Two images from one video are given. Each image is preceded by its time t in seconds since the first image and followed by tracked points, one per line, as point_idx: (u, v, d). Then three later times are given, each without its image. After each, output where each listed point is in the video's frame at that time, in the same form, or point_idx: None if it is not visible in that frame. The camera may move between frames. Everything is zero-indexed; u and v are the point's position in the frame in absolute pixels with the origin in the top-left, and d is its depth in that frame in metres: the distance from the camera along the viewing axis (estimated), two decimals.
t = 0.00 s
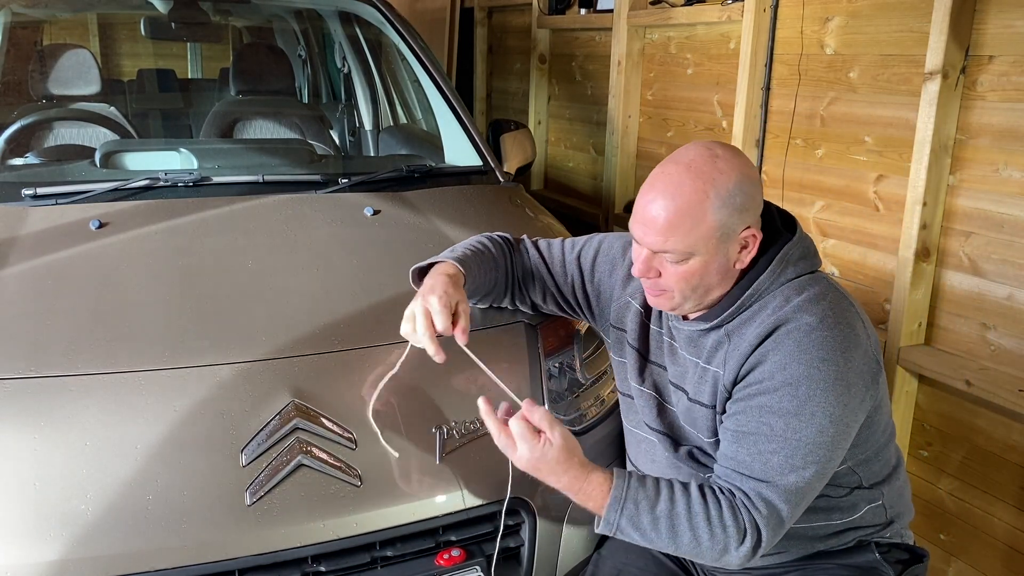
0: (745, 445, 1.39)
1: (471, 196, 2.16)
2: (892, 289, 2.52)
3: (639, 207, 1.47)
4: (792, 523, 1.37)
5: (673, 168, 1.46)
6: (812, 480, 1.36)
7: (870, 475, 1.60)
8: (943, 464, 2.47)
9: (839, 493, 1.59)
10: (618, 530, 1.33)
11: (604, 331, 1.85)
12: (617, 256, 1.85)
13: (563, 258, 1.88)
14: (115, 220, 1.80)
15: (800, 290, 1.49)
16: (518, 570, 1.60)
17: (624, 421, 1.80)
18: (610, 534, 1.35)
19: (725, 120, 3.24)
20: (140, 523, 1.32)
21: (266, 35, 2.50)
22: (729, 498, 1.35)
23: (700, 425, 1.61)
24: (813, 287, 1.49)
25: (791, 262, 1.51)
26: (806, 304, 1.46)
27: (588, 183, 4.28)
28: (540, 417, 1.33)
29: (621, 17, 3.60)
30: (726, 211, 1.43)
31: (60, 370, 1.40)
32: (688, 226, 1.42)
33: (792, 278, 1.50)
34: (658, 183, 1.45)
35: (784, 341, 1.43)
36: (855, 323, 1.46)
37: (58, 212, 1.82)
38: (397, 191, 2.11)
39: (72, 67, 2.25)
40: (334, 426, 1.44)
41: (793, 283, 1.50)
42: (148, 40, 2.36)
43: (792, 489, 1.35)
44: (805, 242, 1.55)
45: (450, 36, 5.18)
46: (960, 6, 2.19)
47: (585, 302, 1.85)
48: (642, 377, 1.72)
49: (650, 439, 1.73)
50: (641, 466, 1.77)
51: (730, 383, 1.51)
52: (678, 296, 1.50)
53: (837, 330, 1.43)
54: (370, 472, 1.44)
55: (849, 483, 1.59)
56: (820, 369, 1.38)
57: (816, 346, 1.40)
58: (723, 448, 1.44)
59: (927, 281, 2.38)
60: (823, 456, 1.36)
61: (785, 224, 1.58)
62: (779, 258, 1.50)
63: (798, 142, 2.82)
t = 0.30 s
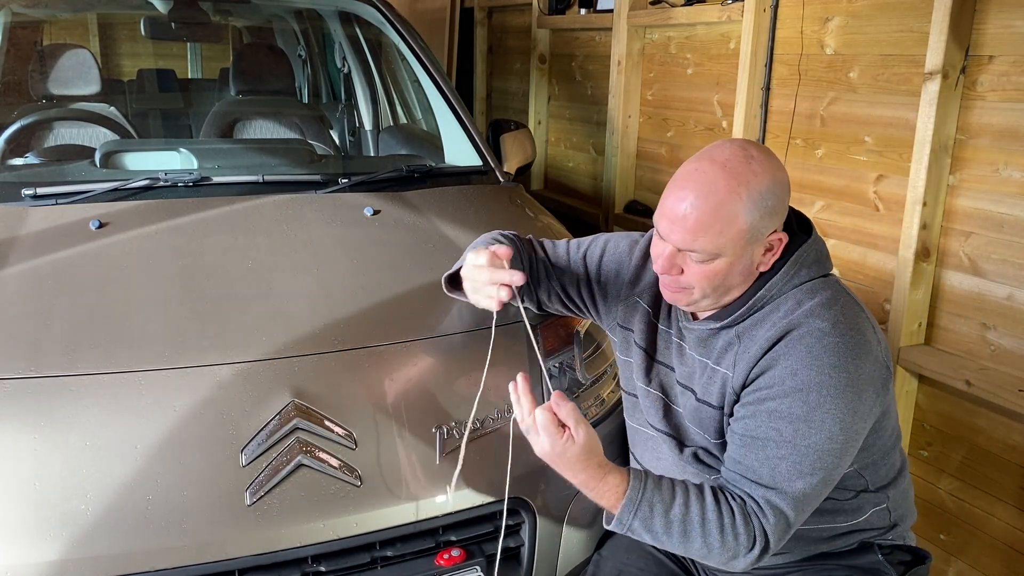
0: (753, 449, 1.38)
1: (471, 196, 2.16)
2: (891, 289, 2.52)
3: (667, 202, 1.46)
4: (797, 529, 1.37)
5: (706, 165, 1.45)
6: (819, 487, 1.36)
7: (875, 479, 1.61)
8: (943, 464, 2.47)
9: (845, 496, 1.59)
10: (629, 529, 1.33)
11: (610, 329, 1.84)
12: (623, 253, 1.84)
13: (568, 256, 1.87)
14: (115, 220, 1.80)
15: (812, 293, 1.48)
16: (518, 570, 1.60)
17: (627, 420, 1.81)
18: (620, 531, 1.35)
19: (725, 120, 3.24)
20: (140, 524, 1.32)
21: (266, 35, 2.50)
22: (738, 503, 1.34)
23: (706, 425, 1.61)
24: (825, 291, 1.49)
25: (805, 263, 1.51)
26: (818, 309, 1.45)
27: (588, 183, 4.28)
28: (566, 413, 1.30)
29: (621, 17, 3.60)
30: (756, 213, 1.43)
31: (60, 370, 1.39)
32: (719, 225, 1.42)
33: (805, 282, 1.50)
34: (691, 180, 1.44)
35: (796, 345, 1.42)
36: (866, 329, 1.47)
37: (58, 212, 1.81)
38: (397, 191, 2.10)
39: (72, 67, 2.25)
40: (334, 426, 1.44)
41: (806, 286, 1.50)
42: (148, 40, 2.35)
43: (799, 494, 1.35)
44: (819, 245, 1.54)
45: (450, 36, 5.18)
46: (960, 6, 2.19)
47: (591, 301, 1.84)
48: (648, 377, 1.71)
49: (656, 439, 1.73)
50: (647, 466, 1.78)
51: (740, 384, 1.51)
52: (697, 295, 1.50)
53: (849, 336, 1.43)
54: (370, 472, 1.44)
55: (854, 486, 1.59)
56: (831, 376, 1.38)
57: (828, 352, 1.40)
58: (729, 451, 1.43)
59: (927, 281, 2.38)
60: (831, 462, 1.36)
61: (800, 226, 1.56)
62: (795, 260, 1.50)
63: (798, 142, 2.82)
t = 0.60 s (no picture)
0: (756, 447, 1.37)
1: (471, 196, 2.16)
2: (892, 289, 2.52)
3: (663, 203, 1.46)
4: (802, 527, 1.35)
5: (701, 165, 1.45)
6: (822, 485, 1.36)
7: (874, 479, 1.60)
8: (943, 464, 2.47)
9: (843, 496, 1.59)
10: (652, 517, 1.26)
11: (608, 330, 1.85)
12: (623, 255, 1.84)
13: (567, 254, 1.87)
14: (115, 220, 1.80)
15: (812, 293, 1.49)
16: (518, 570, 1.60)
17: (627, 420, 1.83)
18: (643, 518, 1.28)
19: (725, 120, 3.24)
20: (140, 523, 1.32)
21: (266, 35, 2.50)
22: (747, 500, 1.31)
23: (705, 426, 1.60)
24: (825, 291, 1.49)
25: (805, 264, 1.51)
26: (819, 308, 1.45)
27: (588, 183, 4.28)
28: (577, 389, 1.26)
29: (621, 17, 3.60)
30: (752, 213, 1.43)
31: (60, 370, 1.39)
32: (715, 226, 1.42)
33: (804, 281, 1.50)
34: (686, 181, 1.44)
35: (798, 345, 1.42)
36: (866, 329, 1.47)
37: (58, 212, 1.82)
38: (397, 191, 2.10)
39: (72, 67, 2.25)
40: (334, 426, 1.44)
41: (806, 286, 1.50)
42: (148, 40, 2.35)
43: (804, 493, 1.34)
44: (819, 245, 1.55)
45: (450, 36, 5.18)
46: (960, 6, 2.19)
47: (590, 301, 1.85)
48: (647, 378, 1.72)
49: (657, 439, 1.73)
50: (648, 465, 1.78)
51: (740, 385, 1.51)
52: (695, 295, 1.50)
53: (850, 336, 1.43)
54: (370, 472, 1.44)
55: (853, 487, 1.59)
56: (833, 374, 1.38)
57: (830, 352, 1.40)
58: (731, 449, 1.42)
59: (927, 280, 2.38)
60: (834, 460, 1.36)
61: (800, 226, 1.57)
62: (796, 260, 1.51)
63: (798, 142, 2.82)
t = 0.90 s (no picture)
0: (777, 447, 1.37)
1: (471, 196, 2.16)
2: (892, 289, 2.52)
3: (669, 190, 1.47)
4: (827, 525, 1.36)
5: (708, 152, 1.46)
6: (843, 480, 1.36)
7: (876, 477, 1.61)
8: (943, 464, 2.47)
9: (845, 494, 1.60)
10: (677, 556, 1.24)
11: (611, 331, 1.85)
12: (622, 255, 1.84)
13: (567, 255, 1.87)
14: (115, 220, 1.80)
15: (817, 288, 1.49)
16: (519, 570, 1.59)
17: (627, 420, 1.81)
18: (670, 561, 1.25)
19: (724, 120, 3.24)
20: (140, 524, 1.32)
21: (266, 35, 2.50)
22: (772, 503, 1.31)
23: (712, 424, 1.59)
24: (829, 286, 1.49)
25: (807, 259, 1.51)
26: (824, 303, 1.46)
27: (588, 182, 4.28)
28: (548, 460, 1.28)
29: (621, 17, 3.60)
30: (758, 200, 1.44)
31: (60, 370, 1.39)
32: (722, 210, 1.42)
33: (808, 277, 1.51)
34: (693, 167, 1.45)
35: (809, 340, 1.42)
36: (871, 322, 1.47)
37: (58, 212, 1.81)
38: (397, 191, 2.10)
39: (72, 67, 2.25)
40: (334, 426, 1.44)
41: (810, 281, 1.50)
42: (148, 40, 2.35)
43: (826, 490, 1.34)
44: (821, 242, 1.55)
45: (450, 36, 5.18)
46: (960, 6, 2.19)
47: (591, 301, 1.84)
48: (650, 377, 1.71)
49: (659, 438, 1.72)
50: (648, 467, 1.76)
51: (747, 381, 1.50)
52: (700, 285, 1.50)
53: (857, 329, 1.43)
54: (370, 472, 1.44)
55: (856, 485, 1.60)
56: (845, 368, 1.38)
57: (840, 346, 1.40)
58: (750, 451, 1.42)
59: (927, 280, 2.38)
60: (853, 455, 1.36)
61: (802, 222, 1.57)
62: (798, 255, 1.51)
63: (799, 142, 2.82)
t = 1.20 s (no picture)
0: (758, 446, 1.39)
1: (471, 196, 2.16)
2: (892, 289, 2.52)
3: (673, 186, 1.46)
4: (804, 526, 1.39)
5: (713, 149, 1.46)
6: (825, 482, 1.37)
7: (875, 477, 1.60)
8: (943, 464, 2.47)
9: (843, 494, 1.59)
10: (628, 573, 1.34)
11: (611, 331, 1.84)
12: (621, 256, 1.83)
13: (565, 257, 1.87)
14: (115, 220, 1.80)
15: (813, 288, 1.48)
16: (518, 570, 1.59)
17: (627, 420, 1.80)
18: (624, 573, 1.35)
19: (724, 120, 3.24)
20: (140, 524, 1.32)
21: (266, 35, 2.50)
22: (738, 506, 1.37)
23: (709, 422, 1.59)
24: (826, 286, 1.49)
25: (805, 258, 1.51)
26: (820, 303, 1.45)
27: (588, 182, 4.28)
28: (527, 481, 1.29)
29: (621, 18, 3.60)
30: (763, 196, 1.44)
31: (60, 370, 1.39)
32: (727, 206, 1.42)
33: (805, 276, 1.50)
34: (699, 162, 1.45)
35: (800, 340, 1.42)
36: (867, 323, 1.47)
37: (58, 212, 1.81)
38: (397, 191, 2.10)
39: (72, 67, 2.25)
40: (334, 426, 1.44)
41: (807, 281, 1.50)
42: (148, 40, 2.35)
43: (805, 492, 1.36)
44: (820, 240, 1.55)
45: (450, 36, 5.18)
46: (960, 6, 2.19)
47: (591, 302, 1.84)
48: (648, 377, 1.71)
49: (658, 438, 1.71)
50: (647, 468, 1.75)
51: (742, 379, 1.51)
52: (702, 282, 1.49)
53: (852, 330, 1.43)
54: (370, 472, 1.44)
55: (854, 484, 1.59)
56: (836, 371, 1.38)
57: (831, 346, 1.40)
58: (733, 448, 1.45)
59: (927, 281, 2.38)
60: (837, 457, 1.37)
61: (801, 221, 1.57)
62: (796, 253, 1.50)
63: (799, 142, 2.82)
